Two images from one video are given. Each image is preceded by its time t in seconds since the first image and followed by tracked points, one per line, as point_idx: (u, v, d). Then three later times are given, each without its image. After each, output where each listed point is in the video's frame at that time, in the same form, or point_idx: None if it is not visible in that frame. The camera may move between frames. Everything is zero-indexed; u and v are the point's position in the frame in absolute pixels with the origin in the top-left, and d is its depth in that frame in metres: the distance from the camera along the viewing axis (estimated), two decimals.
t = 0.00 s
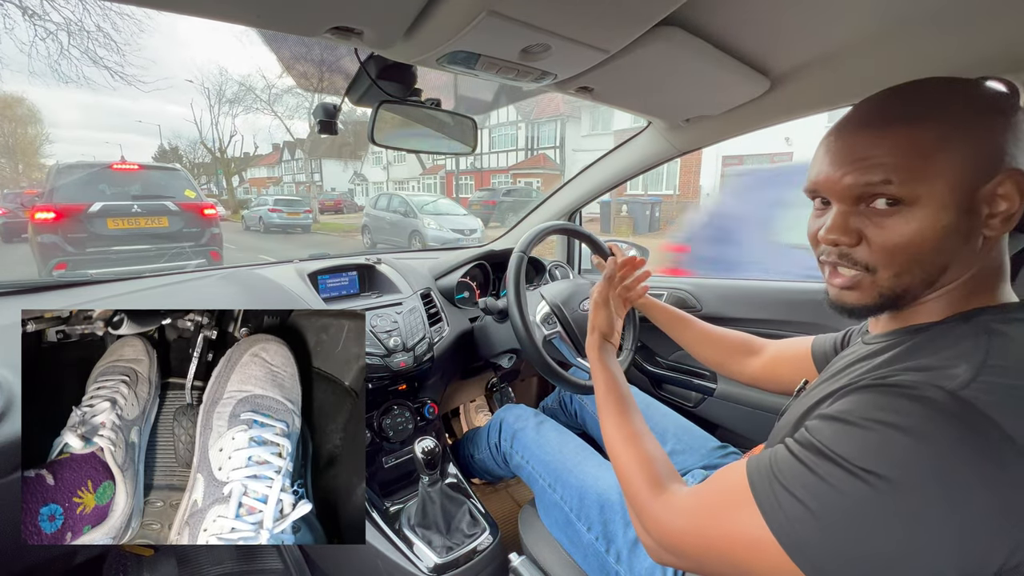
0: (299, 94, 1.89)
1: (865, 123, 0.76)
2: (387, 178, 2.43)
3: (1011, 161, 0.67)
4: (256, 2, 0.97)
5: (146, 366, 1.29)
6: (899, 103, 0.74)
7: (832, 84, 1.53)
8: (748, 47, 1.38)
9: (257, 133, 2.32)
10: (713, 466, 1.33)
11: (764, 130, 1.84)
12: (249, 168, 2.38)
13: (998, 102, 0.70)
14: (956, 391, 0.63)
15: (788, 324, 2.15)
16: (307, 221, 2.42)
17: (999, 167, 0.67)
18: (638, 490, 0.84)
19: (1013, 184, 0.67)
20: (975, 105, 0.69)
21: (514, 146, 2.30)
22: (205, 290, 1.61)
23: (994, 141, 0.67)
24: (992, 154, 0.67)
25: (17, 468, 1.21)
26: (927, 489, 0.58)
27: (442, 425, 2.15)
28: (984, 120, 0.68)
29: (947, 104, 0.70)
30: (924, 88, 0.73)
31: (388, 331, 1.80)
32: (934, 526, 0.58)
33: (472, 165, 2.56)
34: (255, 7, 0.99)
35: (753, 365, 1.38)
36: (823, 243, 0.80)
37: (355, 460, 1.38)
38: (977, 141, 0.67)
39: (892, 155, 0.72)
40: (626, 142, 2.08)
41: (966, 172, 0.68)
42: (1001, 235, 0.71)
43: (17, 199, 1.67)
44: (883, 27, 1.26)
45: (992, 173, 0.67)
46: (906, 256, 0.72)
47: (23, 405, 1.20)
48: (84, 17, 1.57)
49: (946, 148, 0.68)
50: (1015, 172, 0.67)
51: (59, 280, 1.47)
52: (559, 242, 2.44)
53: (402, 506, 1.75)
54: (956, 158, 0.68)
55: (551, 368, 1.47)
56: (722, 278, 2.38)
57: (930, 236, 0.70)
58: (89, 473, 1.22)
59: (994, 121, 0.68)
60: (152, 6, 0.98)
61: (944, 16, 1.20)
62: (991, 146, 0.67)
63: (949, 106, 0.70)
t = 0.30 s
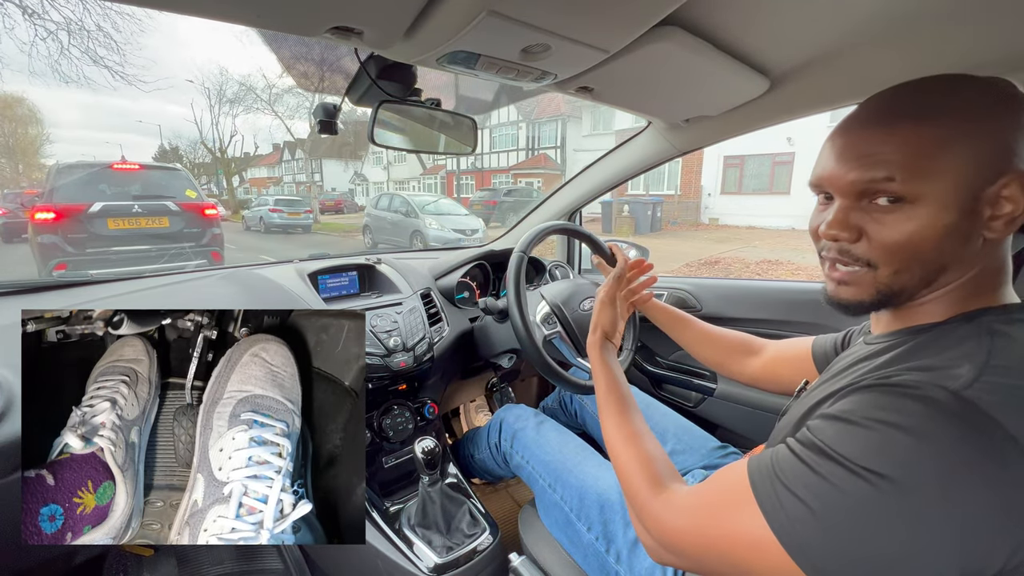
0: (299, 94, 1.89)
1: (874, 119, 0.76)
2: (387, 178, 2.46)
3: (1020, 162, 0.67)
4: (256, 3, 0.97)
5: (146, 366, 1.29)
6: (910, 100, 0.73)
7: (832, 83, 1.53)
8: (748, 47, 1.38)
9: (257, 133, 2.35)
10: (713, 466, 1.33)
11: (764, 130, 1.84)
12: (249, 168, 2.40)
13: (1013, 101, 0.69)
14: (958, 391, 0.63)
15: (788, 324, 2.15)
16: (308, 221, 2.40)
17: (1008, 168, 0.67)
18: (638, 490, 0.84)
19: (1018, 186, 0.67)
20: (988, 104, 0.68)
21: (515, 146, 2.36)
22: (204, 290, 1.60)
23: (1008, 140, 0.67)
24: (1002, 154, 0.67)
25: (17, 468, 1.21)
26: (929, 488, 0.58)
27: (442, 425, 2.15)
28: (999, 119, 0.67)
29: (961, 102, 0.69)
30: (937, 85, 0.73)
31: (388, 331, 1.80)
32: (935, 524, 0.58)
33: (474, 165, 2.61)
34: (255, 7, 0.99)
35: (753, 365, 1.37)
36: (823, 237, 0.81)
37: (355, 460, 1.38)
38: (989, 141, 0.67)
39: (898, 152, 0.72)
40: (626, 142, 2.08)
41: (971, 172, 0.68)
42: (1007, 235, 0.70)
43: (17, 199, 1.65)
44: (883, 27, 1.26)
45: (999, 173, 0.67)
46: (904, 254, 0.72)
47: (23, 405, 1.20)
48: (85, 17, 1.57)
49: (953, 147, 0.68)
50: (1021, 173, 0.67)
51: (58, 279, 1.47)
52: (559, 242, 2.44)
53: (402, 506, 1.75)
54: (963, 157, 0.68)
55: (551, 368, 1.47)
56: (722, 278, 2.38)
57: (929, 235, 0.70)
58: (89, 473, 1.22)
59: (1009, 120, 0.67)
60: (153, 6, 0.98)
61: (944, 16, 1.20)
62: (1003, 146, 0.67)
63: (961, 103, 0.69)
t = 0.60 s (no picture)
0: (299, 94, 1.89)
1: (846, 122, 0.79)
2: (387, 178, 2.48)
3: (968, 167, 0.67)
4: (256, 3, 0.97)
5: (146, 366, 1.29)
6: (881, 103, 0.75)
7: (831, 83, 1.53)
8: (748, 47, 1.37)
9: (258, 134, 2.36)
10: (713, 466, 1.33)
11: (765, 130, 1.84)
12: (249, 168, 2.40)
13: (991, 102, 0.67)
14: (951, 397, 0.63)
15: (788, 324, 2.15)
16: (308, 221, 2.40)
17: (952, 173, 0.68)
18: (641, 497, 0.85)
19: (962, 189, 0.68)
20: (944, 107, 0.69)
21: (515, 146, 2.36)
22: (204, 290, 1.60)
23: (958, 145, 0.67)
24: (946, 159, 0.68)
25: (17, 468, 1.21)
26: (924, 495, 0.59)
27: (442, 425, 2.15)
28: (953, 122, 0.68)
29: (916, 107, 0.71)
30: (912, 87, 0.73)
31: (388, 331, 1.80)
32: (931, 531, 0.58)
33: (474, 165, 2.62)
34: (255, 7, 0.99)
35: (753, 365, 1.37)
36: (796, 233, 0.89)
37: (355, 460, 1.38)
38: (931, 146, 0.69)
39: (846, 157, 0.77)
40: (626, 142, 2.08)
41: (907, 176, 0.71)
42: (971, 237, 0.70)
43: (17, 199, 1.65)
44: (882, 27, 1.26)
45: (940, 178, 0.69)
46: (843, 253, 0.79)
47: (23, 405, 1.20)
48: (86, 17, 1.57)
49: (888, 153, 0.72)
50: (969, 178, 0.67)
51: (59, 279, 1.47)
52: (559, 242, 2.44)
53: (402, 506, 1.75)
54: (895, 163, 0.72)
55: (551, 368, 1.47)
56: (722, 278, 2.38)
57: (864, 236, 0.76)
58: (90, 473, 1.22)
59: (969, 123, 0.67)
60: (153, 6, 0.98)
61: (943, 16, 1.20)
62: (948, 150, 0.68)
63: (918, 107, 0.71)
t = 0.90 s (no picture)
0: (300, 94, 1.89)
1: (835, 123, 0.81)
2: (387, 178, 2.49)
3: (943, 164, 0.68)
4: (257, 3, 0.97)
5: (146, 366, 1.29)
6: (868, 105, 0.77)
7: (832, 83, 1.53)
8: (749, 47, 1.37)
9: (258, 133, 2.37)
10: (713, 466, 1.33)
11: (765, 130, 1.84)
12: (249, 168, 2.40)
13: (971, 101, 0.68)
14: (947, 396, 0.63)
15: (787, 324, 2.16)
16: (308, 221, 2.38)
17: (927, 171, 0.69)
18: (638, 499, 0.85)
19: (937, 186, 0.68)
20: (920, 107, 0.70)
21: (515, 147, 2.36)
22: (204, 290, 1.60)
23: (934, 143, 0.68)
24: (922, 158, 0.69)
25: (17, 468, 1.21)
26: (922, 495, 0.59)
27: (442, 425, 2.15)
28: (929, 121, 0.69)
29: (896, 108, 0.72)
30: (897, 88, 0.74)
31: (388, 331, 1.80)
32: (927, 530, 0.58)
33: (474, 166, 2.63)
34: (255, 8, 0.99)
35: (753, 365, 1.37)
36: (794, 234, 0.91)
37: (356, 460, 1.38)
38: (907, 145, 0.70)
39: (830, 158, 0.79)
40: (626, 142, 2.08)
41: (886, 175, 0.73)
42: (958, 234, 0.70)
43: (17, 199, 1.64)
44: (882, 28, 1.26)
45: (917, 176, 0.70)
46: (830, 250, 0.81)
47: (23, 405, 1.20)
48: (86, 17, 1.57)
49: (866, 153, 0.74)
50: (944, 175, 0.68)
51: (58, 280, 1.47)
52: (559, 242, 2.44)
53: (403, 506, 1.75)
54: (875, 163, 0.74)
55: (551, 368, 1.46)
56: (722, 278, 2.38)
57: (847, 233, 0.78)
58: (90, 473, 1.22)
59: (943, 122, 0.68)
60: (153, 6, 0.98)
61: (943, 16, 1.20)
62: (923, 148, 0.69)
63: (898, 108, 0.72)
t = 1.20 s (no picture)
0: (300, 94, 1.89)
1: (847, 119, 0.81)
2: (387, 178, 2.49)
3: (947, 164, 0.68)
4: (256, 3, 0.97)
5: (146, 366, 1.29)
6: (878, 103, 0.77)
7: (832, 83, 1.53)
8: (749, 47, 1.37)
9: (258, 133, 2.38)
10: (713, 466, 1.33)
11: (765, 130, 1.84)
12: (249, 168, 2.40)
13: (983, 99, 0.67)
14: (950, 395, 0.63)
15: (787, 324, 2.16)
16: (308, 221, 2.36)
17: (932, 170, 0.69)
18: (638, 494, 0.85)
19: (941, 184, 0.69)
20: (931, 106, 0.70)
21: (515, 147, 2.36)
22: (204, 290, 1.60)
23: (942, 142, 0.68)
24: (929, 157, 0.69)
25: (17, 468, 1.21)
26: (923, 494, 0.59)
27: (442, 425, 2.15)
28: (939, 120, 0.69)
29: (907, 107, 0.72)
30: (912, 85, 0.74)
31: (388, 330, 1.80)
32: (927, 529, 0.58)
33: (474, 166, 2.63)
34: (255, 7, 0.99)
35: (754, 365, 1.37)
36: (799, 229, 0.92)
37: (356, 460, 1.38)
38: (916, 144, 0.70)
39: (838, 154, 0.80)
40: (626, 142, 2.08)
41: (891, 173, 0.73)
42: (959, 234, 0.70)
43: (16, 199, 1.64)
44: (882, 28, 1.26)
45: (922, 174, 0.70)
46: (832, 247, 0.82)
47: (23, 405, 1.20)
48: (86, 17, 1.57)
49: (875, 151, 0.75)
50: (950, 174, 0.68)
51: (58, 279, 1.47)
52: (559, 242, 2.44)
53: (403, 506, 1.75)
54: (882, 160, 0.74)
55: (551, 368, 1.46)
56: (722, 278, 2.38)
57: (849, 229, 0.78)
58: (90, 473, 1.22)
59: (954, 120, 0.68)
60: (153, 6, 0.98)
61: (944, 16, 1.20)
62: (930, 148, 0.69)
63: (909, 107, 0.72)
